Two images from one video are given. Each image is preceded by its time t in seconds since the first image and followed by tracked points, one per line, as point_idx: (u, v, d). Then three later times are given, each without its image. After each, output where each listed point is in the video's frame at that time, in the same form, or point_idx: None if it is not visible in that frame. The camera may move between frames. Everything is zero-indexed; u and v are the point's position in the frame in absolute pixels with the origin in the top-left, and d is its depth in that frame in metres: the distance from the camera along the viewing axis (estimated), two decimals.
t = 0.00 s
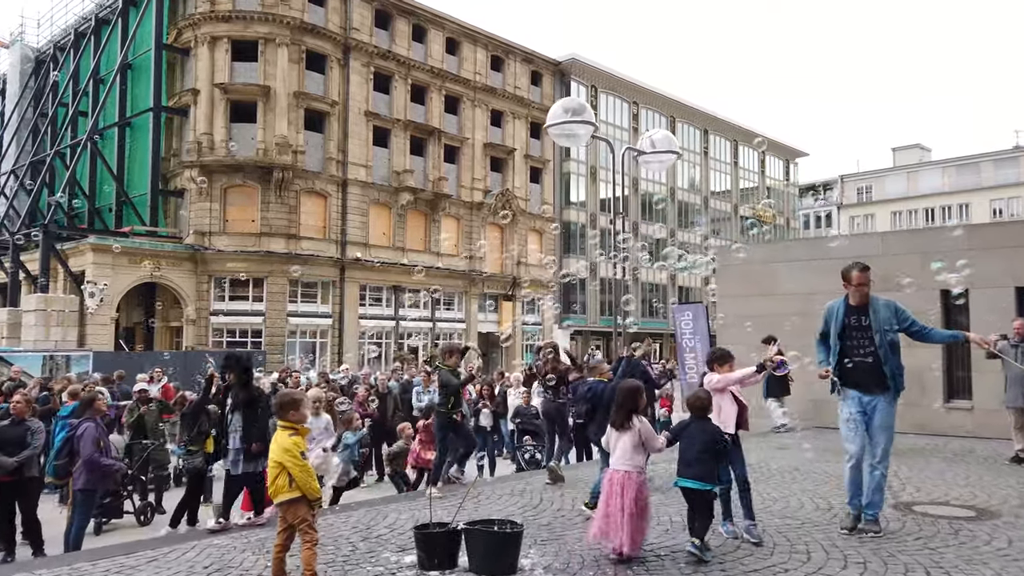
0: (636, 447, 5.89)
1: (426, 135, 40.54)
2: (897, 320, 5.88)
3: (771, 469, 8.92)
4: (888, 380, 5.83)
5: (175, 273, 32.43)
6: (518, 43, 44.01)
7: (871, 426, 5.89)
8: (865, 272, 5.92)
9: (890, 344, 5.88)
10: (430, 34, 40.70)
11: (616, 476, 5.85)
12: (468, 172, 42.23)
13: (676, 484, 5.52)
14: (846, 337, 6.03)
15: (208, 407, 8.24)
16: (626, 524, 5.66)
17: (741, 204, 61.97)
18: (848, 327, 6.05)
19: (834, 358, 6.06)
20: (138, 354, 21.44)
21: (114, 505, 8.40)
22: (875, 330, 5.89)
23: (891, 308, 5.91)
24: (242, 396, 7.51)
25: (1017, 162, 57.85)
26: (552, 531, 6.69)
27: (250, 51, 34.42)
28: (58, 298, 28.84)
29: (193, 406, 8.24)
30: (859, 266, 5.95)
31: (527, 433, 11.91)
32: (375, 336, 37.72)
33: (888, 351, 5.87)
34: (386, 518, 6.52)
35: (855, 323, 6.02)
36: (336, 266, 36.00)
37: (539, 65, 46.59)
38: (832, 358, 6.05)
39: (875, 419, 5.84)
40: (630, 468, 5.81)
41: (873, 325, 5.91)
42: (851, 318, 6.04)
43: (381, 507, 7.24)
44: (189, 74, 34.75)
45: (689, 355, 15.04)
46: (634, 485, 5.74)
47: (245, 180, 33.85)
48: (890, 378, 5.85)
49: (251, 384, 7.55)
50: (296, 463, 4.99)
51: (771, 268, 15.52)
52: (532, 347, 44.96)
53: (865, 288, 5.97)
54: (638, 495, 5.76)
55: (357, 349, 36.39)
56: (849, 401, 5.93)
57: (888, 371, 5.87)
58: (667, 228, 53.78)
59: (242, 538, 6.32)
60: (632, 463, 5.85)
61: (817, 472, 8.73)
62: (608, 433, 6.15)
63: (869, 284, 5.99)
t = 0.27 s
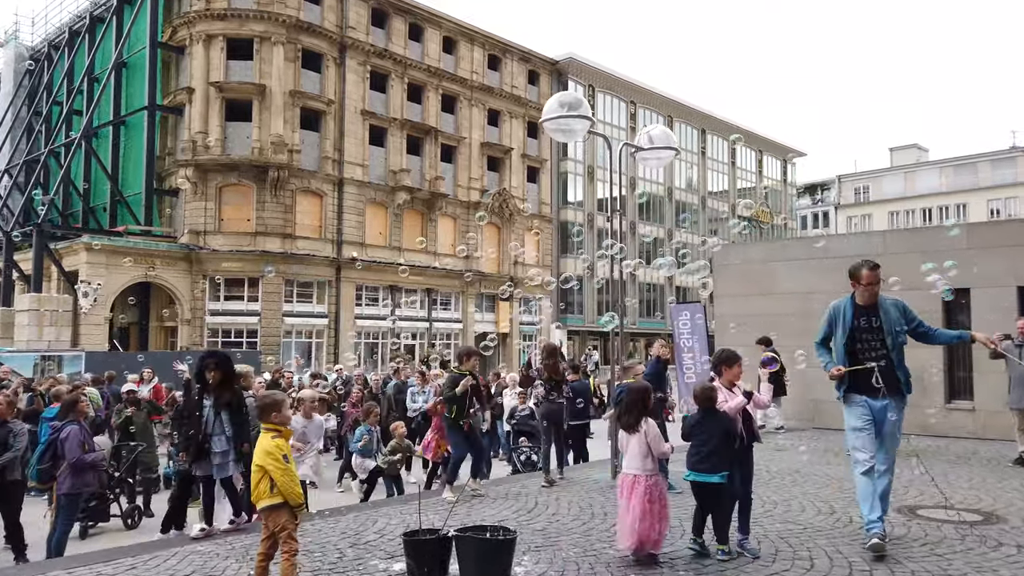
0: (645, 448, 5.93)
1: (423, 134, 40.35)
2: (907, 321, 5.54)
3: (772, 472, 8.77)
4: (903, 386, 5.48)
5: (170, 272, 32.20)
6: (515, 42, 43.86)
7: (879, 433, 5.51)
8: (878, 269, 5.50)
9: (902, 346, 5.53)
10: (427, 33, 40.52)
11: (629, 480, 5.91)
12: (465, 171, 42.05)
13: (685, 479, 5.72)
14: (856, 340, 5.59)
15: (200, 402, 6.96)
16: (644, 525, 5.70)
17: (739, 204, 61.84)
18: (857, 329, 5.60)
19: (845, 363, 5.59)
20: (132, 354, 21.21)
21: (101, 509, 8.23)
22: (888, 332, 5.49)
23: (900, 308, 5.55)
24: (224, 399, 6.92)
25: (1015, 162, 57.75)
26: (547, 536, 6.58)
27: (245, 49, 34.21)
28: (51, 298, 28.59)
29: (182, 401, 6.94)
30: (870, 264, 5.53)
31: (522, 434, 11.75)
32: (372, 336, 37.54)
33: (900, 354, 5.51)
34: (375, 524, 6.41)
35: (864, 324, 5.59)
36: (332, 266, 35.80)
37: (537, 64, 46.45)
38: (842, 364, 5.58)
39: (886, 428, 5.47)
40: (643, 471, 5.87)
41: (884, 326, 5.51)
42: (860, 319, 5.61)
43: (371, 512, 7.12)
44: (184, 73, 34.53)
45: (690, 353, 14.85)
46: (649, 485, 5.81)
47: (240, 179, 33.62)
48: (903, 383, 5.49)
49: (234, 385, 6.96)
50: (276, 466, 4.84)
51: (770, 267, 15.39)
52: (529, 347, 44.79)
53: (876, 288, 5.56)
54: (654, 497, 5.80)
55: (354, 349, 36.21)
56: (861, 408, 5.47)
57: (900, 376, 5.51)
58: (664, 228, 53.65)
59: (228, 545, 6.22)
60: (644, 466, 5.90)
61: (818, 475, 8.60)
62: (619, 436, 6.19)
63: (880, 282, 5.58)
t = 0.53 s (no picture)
0: (655, 447, 5.80)
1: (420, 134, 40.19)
2: (913, 314, 5.40)
3: (772, 473, 8.67)
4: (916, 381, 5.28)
5: (164, 272, 32.00)
6: (512, 42, 43.73)
7: (891, 433, 5.30)
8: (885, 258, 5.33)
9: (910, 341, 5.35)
10: (423, 32, 40.36)
11: (636, 478, 5.77)
12: (462, 171, 41.89)
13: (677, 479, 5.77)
14: (863, 334, 5.40)
15: (186, 400, 6.67)
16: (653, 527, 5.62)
17: (736, 204, 61.75)
18: (864, 323, 5.43)
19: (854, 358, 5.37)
20: (126, 354, 21.01)
21: (86, 512, 7.91)
22: (896, 324, 5.32)
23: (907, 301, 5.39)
24: (209, 399, 6.73)
25: (1012, 162, 57.66)
26: (541, 540, 6.44)
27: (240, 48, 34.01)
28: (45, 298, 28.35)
29: (166, 399, 6.62)
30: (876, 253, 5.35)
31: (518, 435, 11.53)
32: (368, 336, 37.40)
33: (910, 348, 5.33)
34: (365, 526, 6.34)
35: (871, 318, 5.42)
36: (328, 265, 35.64)
37: (534, 64, 46.32)
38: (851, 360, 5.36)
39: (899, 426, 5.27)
40: (649, 473, 5.74)
41: (892, 319, 5.34)
42: (866, 312, 5.44)
43: (362, 514, 7.04)
44: (179, 72, 34.33)
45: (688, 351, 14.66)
46: (658, 486, 5.69)
47: (235, 178, 33.43)
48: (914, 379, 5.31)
49: (218, 384, 6.81)
50: (254, 468, 4.76)
51: (769, 266, 15.30)
52: (527, 347, 44.66)
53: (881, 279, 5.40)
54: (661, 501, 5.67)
55: (350, 349, 36.04)
56: (872, 407, 5.27)
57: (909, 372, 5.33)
58: (662, 229, 53.58)
59: (212, 550, 6.11)
60: (649, 468, 5.76)
61: (818, 475, 8.49)
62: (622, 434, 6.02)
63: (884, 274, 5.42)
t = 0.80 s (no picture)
0: (657, 448, 5.68)
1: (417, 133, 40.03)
2: (925, 308, 5.22)
3: (773, 474, 8.56)
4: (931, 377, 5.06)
5: (160, 271, 31.78)
6: (510, 41, 43.57)
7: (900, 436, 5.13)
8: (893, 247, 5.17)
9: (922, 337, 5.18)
10: (420, 30, 40.20)
11: (634, 480, 5.68)
12: (459, 170, 41.72)
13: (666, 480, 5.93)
14: (873, 326, 5.23)
15: (172, 400, 6.49)
16: (652, 531, 5.54)
17: (734, 204, 61.61)
18: (872, 315, 5.25)
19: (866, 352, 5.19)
20: (119, 354, 20.78)
21: (73, 513, 7.81)
22: (907, 318, 5.15)
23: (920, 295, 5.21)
24: (194, 399, 6.53)
25: (1010, 163, 57.56)
26: (537, 543, 6.30)
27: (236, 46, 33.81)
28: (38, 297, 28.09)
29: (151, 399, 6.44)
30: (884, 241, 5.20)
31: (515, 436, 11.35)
32: (365, 336, 37.22)
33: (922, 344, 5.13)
34: (354, 530, 6.35)
35: (881, 310, 5.25)
36: (324, 265, 35.45)
37: (531, 63, 46.15)
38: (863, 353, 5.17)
39: (917, 426, 4.97)
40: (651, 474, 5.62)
41: (904, 312, 5.17)
42: (876, 304, 5.27)
43: (354, 516, 6.99)
44: (175, 70, 34.10)
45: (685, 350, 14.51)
46: (656, 491, 5.57)
47: (231, 177, 33.23)
48: (929, 375, 5.08)
49: (205, 383, 6.62)
50: (232, 471, 4.63)
51: (769, 264, 15.19)
52: (524, 347, 44.46)
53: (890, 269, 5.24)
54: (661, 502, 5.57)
55: (347, 349, 35.85)
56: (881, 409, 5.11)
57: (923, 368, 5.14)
58: (659, 228, 53.41)
59: (197, 553, 6.02)
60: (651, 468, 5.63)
61: (820, 476, 8.38)
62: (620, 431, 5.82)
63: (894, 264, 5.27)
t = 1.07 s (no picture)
0: (652, 444, 5.77)
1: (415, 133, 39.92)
2: (943, 311, 5.00)
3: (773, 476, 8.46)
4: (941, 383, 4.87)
5: (157, 271, 31.64)
6: (508, 40, 43.45)
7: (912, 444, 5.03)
8: (904, 244, 4.98)
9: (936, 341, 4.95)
10: (419, 30, 40.06)
11: (626, 477, 5.75)
12: (457, 170, 41.60)
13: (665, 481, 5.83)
14: (881, 328, 5.08)
15: (162, 404, 6.32)
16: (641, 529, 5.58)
17: (733, 204, 61.48)
18: (879, 314, 5.10)
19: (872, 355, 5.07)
20: (116, 355, 20.62)
21: (63, 516, 7.70)
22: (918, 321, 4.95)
23: (935, 296, 4.98)
24: (186, 401, 6.32)
25: (1009, 163, 57.31)
26: (534, 547, 6.18)
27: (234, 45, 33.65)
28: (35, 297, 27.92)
29: (143, 403, 6.32)
30: (893, 235, 5.01)
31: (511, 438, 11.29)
32: (363, 336, 37.08)
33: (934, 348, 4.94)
34: (347, 535, 6.29)
35: (891, 311, 5.07)
36: (322, 265, 35.33)
37: (530, 62, 46.01)
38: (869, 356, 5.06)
39: (926, 436, 4.82)
40: (645, 474, 5.69)
41: (915, 315, 4.98)
42: (886, 304, 5.08)
43: (346, 520, 7.03)
44: (172, 69, 33.94)
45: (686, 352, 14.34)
46: (647, 489, 5.64)
47: (228, 176, 33.09)
48: (941, 383, 4.90)
49: (196, 385, 6.41)
50: (217, 476, 4.54)
51: (769, 264, 15.10)
52: (523, 347, 44.31)
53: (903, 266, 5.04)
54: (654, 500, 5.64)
55: (345, 349, 35.72)
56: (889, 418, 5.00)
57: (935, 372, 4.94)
58: (658, 229, 53.29)
59: (185, 559, 5.95)
60: (646, 468, 5.71)
61: (822, 478, 8.30)
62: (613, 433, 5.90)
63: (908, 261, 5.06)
